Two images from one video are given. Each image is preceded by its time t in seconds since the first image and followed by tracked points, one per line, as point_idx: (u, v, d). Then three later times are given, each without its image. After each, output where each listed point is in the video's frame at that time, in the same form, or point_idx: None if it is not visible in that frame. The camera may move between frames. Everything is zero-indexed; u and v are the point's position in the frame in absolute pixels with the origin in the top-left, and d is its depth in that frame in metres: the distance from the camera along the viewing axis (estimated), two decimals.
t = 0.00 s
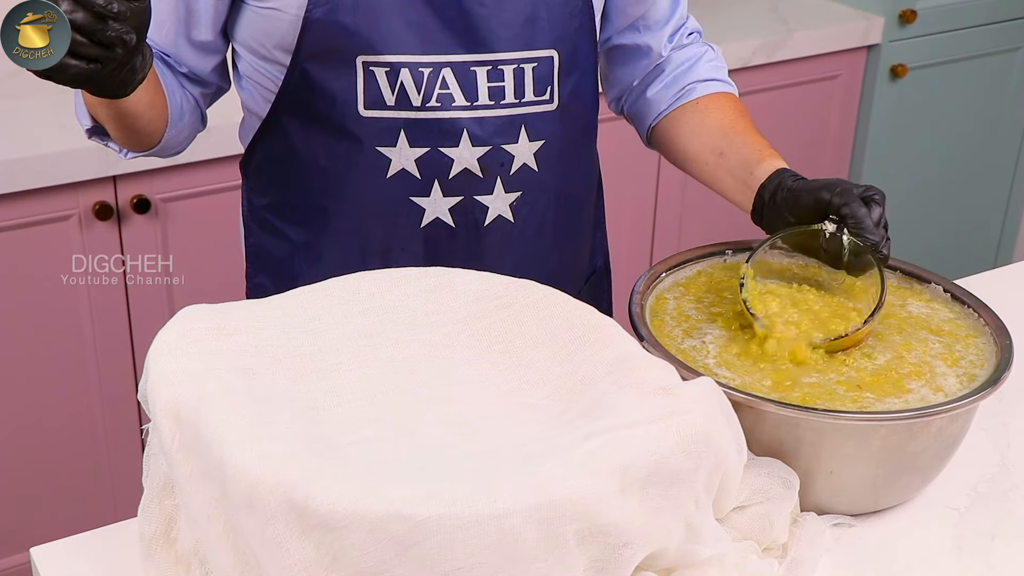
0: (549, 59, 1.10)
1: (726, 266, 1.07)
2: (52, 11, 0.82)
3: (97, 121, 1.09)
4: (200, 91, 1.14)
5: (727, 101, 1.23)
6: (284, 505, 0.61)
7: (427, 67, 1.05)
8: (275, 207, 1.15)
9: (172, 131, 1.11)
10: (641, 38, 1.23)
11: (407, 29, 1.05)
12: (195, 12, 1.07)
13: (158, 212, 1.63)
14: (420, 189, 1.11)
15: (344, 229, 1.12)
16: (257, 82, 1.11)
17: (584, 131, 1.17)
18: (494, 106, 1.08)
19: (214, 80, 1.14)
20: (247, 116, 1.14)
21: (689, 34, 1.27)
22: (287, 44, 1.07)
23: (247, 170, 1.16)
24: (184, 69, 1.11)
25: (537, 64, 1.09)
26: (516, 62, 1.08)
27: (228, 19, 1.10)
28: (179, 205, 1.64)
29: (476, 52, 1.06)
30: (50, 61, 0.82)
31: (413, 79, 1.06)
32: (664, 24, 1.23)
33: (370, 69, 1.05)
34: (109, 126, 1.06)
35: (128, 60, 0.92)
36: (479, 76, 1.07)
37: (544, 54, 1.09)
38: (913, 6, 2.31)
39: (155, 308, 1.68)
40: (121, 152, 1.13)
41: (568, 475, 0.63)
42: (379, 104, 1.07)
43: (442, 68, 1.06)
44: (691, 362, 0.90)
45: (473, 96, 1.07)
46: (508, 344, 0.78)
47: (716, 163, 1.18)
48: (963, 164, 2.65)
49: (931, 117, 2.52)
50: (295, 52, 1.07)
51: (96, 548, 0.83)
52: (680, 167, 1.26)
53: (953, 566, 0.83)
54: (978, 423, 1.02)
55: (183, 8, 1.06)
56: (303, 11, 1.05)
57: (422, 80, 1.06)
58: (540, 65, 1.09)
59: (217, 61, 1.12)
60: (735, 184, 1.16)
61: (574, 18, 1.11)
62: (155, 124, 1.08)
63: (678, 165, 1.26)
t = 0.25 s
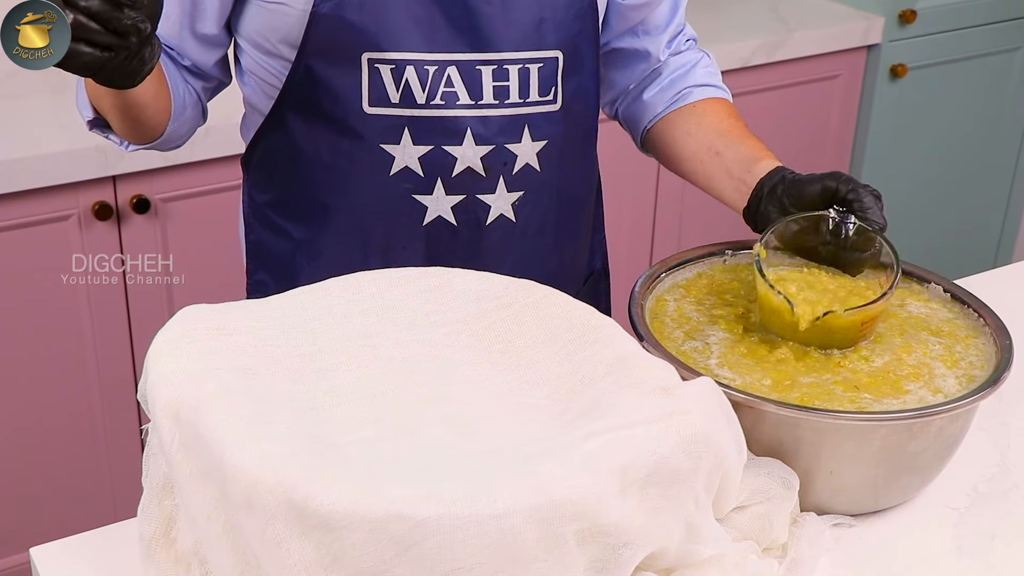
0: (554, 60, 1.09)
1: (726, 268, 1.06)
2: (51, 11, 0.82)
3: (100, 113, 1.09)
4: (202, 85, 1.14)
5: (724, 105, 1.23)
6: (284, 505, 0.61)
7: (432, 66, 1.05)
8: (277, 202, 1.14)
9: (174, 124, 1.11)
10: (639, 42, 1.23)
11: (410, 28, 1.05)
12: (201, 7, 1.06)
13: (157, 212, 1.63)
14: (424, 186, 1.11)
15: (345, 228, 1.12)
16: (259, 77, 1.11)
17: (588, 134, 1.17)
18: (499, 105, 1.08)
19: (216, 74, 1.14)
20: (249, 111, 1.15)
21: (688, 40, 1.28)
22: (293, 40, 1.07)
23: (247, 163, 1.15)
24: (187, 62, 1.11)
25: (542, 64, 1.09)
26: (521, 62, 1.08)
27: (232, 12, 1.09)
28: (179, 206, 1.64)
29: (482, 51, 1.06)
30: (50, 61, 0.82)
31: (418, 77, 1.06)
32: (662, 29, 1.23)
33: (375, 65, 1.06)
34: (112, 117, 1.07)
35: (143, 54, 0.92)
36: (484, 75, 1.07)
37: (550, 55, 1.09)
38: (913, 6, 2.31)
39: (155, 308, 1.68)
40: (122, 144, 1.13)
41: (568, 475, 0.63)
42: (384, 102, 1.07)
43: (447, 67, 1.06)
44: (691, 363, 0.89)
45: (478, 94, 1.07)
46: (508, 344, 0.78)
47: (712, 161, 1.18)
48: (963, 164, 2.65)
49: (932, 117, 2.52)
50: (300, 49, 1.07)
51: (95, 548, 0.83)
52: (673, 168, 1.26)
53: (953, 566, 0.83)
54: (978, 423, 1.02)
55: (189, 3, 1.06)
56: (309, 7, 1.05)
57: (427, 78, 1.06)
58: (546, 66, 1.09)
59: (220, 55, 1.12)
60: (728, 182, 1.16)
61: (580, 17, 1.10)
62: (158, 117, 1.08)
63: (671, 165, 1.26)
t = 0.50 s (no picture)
0: (556, 60, 1.09)
1: (727, 271, 1.06)
2: (51, 11, 0.82)
3: (102, 106, 1.09)
4: (204, 80, 1.14)
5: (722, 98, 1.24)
6: (284, 505, 0.61)
7: (434, 63, 1.05)
8: (278, 199, 1.14)
9: (176, 119, 1.11)
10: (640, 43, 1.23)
11: (412, 26, 1.05)
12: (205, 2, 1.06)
13: (157, 212, 1.63)
14: (423, 185, 1.11)
15: (344, 228, 1.12)
16: (261, 73, 1.11)
17: (589, 135, 1.17)
18: (499, 104, 1.09)
19: (218, 69, 1.14)
20: (250, 107, 1.14)
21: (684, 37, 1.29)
22: (295, 36, 1.07)
23: (248, 161, 1.15)
24: (190, 57, 1.11)
25: (544, 64, 1.09)
26: (522, 61, 1.08)
27: (235, 8, 1.09)
28: (178, 206, 1.64)
29: (483, 49, 1.06)
30: (49, 61, 0.82)
31: (420, 75, 1.06)
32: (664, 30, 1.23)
33: (377, 63, 1.05)
34: (116, 111, 1.07)
35: (148, 46, 0.92)
36: (485, 73, 1.07)
37: (552, 55, 1.09)
38: (913, 6, 2.31)
39: (155, 308, 1.68)
40: (127, 138, 1.14)
41: (568, 475, 0.63)
42: (385, 99, 1.07)
43: (448, 65, 1.06)
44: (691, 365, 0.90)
45: (479, 94, 1.08)
46: (508, 344, 0.78)
47: (710, 143, 1.18)
48: (964, 163, 2.65)
49: (932, 117, 2.52)
50: (302, 46, 1.06)
51: (95, 548, 0.83)
52: (670, 161, 1.26)
53: (953, 566, 0.83)
54: (978, 423, 1.02)
55: None
56: (312, 3, 1.05)
57: (428, 76, 1.06)
58: (547, 66, 1.09)
59: (222, 50, 1.12)
60: (727, 160, 1.16)
61: (581, 16, 1.10)
62: (161, 112, 1.09)
63: (668, 157, 1.26)
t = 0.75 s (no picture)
0: (553, 59, 1.09)
1: (727, 270, 1.06)
2: (51, 11, 0.82)
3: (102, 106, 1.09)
4: (204, 80, 1.14)
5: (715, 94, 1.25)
6: (284, 505, 0.61)
7: (431, 62, 1.06)
8: (276, 198, 1.14)
9: (176, 119, 1.11)
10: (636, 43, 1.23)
11: (410, 25, 1.05)
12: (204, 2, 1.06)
13: (157, 212, 1.63)
14: (421, 183, 1.11)
15: (344, 227, 1.12)
16: (260, 72, 1.10)
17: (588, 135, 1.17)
18: (496, 102, 1.09)
19: (218, 69, 1.14)
20: (249, 106, 1.14)
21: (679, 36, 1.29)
22: (293, 35, 1.07)
23: (246, 161, 1.14)
24: (190, 57, 1.10)
25: (541, 63, 1.09)
26: (520, 60, 1.08)
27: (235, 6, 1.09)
28: (178, 206, 1.64)
29: (480, 48, 1.06)
30: (49, 61, 0.82)
31: (417, 73, 1.06)
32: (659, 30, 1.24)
33: (374, 61, 1.05)
34: (117, 112, 1.07)
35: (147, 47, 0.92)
36: (483, 72, 1.07)
37: (549, 54, 1.09)
38: (913, 6, 2.31)
39: (155, 307, 1.68)
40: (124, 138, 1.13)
41: (568, 475, 0.63)
42: (382, 98, 1.07)
43: (446, 63, 1.06)
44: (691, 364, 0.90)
45: (476, 92, 1.08)
46: (508, 344, 0.78)
47: (709, 136, 1.19)
48: (964, 163, 2.65)
49: (932, 117, 2.52)
50: (299, 45, 1.06)
51: (95, 548, 0.83)
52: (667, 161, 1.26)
53: (953, 566, 0.83)
54: (978, 423, 1.02)
55: None
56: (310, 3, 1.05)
57: (425, 74, 1.06)
58: (545, 64, 1.09)
59: (222, 50, 1.12)
60: (727, 150, 1.16)
61: (579, 15, 1.10)
62: (161, 112, 1.09)
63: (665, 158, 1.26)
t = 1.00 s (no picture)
0: (547, 56, 1.10)
1: (727, 270, 1.06)
2: (51, 11, 0.82)
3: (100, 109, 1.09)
4: (200, 81, 1.14)
5: (714, 81, 1.25)
6: (284, 505, 0.61)
7: (425, 60, 1.06)
8: (273, 198, 1.14)
9: (173, 120, 1.11)
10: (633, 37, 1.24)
11: (406, 23, 1.05)
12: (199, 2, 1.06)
13: (157, 212, 1.62)
14: (417, 181, 1.10)
15: (342, 228, 1.12)
16: (256, 73, 1.10)
17: (584, 133, 1.17)
18: (491, 100, 1.08)
19: (214, 71, 1.14)
20: (245, 107, 1.14)
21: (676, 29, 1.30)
22: (288, 35, 1.07)
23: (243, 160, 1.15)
24: (185, 58, 1.11)
25: (536, 61, 1.09)
26: (514, 58, 1.08)
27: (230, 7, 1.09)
28: (178, 206, 1.64)
29: (474, 46, 1.06)
30: (50, 61, 0.82)
31: (412, 72, 1.06)
32: (656, 24, 1.24)
33: (369, 59, 1.05)
34: (113, 113, 1.07)
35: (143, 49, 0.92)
36: (477, 70, 1.07)
37: (543, 51, 1.09)
38: (913, 5, 2.31)
39: (154, 307, 1.68)
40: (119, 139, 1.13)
41: (567, 475, 0.63)
42: (377, 96, 1.07)
43: (440, 62, 1.06)
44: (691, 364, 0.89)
45: (470, 90, 1.07)
46: (507, 344, 0.78)
47: (708, 121, 1.19)
48: (964, 162, 2.65)
49: (932, 116, 2.52)
50: (294, 44, 1.06)
51: (95, 549, 0.83)
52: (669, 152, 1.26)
53: (953, 566, 0.83)
54: (978, 423, 1.02)
55: None
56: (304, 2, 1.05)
57: (420, 73, 1.06)
58: (539, 62, 1.09)
59: (217, 52, 1.12)
60: (726, 133, 1.16)
61: (573, 13, 1.11)
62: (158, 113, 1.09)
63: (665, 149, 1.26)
